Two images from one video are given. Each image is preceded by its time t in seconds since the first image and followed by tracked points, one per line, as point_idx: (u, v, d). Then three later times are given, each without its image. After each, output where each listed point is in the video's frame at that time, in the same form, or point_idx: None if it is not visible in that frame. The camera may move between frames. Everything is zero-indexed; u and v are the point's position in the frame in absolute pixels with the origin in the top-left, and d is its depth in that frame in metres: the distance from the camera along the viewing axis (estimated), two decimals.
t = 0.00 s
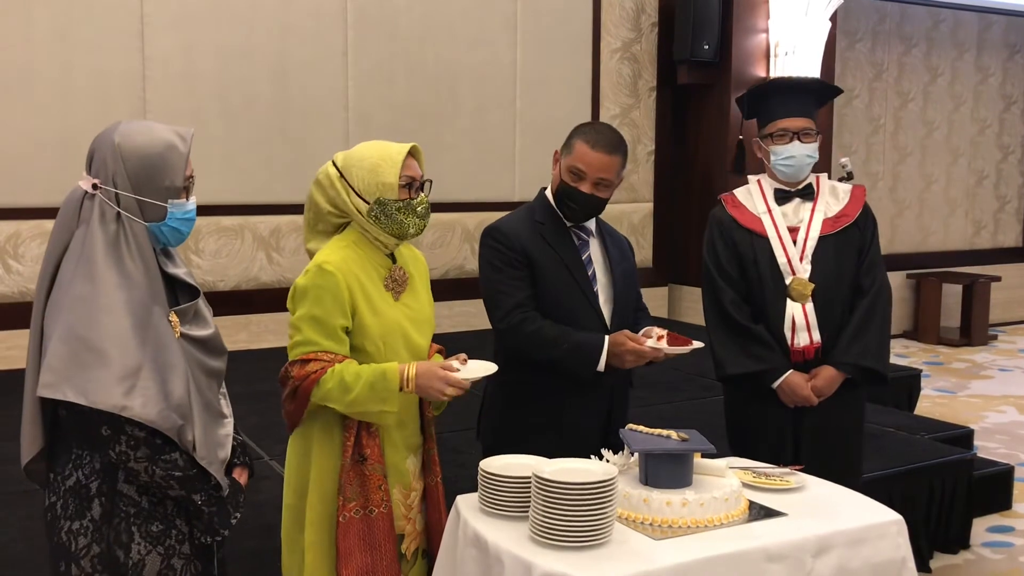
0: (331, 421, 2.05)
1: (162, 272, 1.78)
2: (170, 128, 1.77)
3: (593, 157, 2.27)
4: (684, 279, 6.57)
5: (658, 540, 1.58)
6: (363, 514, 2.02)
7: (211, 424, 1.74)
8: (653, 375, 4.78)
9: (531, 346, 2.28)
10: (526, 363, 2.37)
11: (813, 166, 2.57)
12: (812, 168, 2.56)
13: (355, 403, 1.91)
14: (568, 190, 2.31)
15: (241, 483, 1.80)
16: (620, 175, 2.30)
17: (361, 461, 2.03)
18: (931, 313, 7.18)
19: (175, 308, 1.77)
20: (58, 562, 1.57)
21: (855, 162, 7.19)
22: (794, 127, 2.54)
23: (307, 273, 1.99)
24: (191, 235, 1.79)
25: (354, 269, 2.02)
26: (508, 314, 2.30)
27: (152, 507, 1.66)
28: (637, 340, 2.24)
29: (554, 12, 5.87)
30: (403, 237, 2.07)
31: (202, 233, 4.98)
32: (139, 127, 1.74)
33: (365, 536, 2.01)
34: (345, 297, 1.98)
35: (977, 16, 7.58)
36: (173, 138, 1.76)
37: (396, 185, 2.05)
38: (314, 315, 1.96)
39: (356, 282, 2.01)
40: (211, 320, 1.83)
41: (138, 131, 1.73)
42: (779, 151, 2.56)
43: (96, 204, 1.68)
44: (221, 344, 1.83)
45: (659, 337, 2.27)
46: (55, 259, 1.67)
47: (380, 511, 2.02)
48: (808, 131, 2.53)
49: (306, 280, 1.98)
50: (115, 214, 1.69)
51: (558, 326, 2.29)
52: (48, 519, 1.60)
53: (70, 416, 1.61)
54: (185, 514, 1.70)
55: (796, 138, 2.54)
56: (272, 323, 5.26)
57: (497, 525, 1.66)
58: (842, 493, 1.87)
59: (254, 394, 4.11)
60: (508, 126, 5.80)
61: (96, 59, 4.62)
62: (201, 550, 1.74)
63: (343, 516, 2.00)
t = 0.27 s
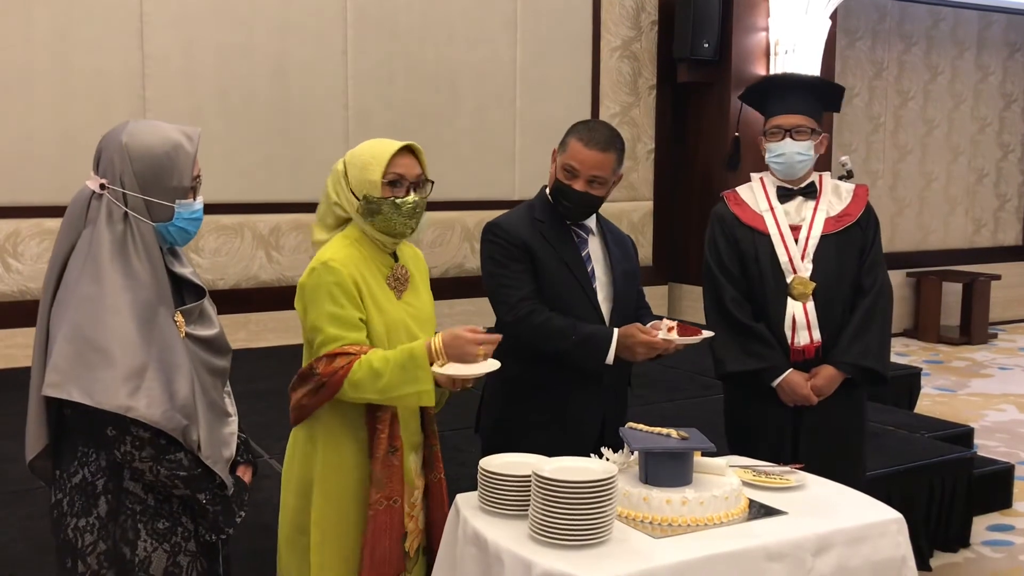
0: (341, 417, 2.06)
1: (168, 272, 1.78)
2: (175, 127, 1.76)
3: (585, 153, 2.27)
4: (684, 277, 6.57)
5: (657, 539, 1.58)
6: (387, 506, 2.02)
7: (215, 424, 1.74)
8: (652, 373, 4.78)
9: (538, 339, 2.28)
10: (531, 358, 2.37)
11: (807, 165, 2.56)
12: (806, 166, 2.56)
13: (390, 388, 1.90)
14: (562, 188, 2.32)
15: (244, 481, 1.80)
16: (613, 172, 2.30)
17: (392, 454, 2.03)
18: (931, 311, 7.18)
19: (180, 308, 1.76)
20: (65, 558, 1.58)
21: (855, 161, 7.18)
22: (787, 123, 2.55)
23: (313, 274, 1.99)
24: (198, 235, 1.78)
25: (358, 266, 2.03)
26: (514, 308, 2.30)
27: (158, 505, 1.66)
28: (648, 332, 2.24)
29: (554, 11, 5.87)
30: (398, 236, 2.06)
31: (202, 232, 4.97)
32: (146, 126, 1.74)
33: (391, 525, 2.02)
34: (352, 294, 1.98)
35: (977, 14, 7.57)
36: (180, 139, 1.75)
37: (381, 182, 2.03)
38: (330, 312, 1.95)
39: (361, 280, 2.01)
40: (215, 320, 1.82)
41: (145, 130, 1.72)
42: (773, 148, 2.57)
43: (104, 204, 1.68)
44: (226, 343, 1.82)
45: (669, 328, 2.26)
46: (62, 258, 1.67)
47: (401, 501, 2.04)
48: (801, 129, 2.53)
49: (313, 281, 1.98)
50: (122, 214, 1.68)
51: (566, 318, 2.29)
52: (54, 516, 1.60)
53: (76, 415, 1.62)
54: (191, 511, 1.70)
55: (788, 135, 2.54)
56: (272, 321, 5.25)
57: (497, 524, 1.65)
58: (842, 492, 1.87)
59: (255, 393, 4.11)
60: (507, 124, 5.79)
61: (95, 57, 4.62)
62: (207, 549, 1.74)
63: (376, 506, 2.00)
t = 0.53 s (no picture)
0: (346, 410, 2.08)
1: (173, 273, 1.77)
2: (181, 130, 1.76)
3: (580, 153, 2.27)
4: (683, 277, 6.57)
5: (656, 539, 1.58)
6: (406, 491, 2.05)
7: (219, 424, 1.73)
8: (651, 373, 4.78)
9: (541, 337, 2.27)
10: (534, 357, 2.37)
11: (801, 165, 2.55)
12: (799, 166, 2.56)
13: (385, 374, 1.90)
14: (559, 188, 2.32)
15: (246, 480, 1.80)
16: (612, 173, 2.30)
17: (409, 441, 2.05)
18: (930, 311, 7.18)
19: (184, 309, 1.75)
20: (75, 556, 1.59)
21: (854, 160, 7.18)
22: (783, 124, 2.57)
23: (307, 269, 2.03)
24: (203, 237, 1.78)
25: (354, 261, 2.05)
26: (517, 307, 2.30)
27: (164, 503, 1.65)
28: (653, 330, 2.24)
29: (554, 10, 5.87)
30: (389, 237, 2.05)
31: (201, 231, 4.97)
32: (152, 129, 1.74)
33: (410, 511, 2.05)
34: (344, 288, 2.00)
35: (976, 14, 7.57)
36: (185, 142, 1.75)
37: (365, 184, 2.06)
38: (324, 304, 1.97)
39: (355, 274, 2.03)
40: (219, 321, 1.80)
41: (151, 133, 1.73)
42: (768, 148, 2.59)
43: (109, 207, 1.67)
44: (229, 345, 1.81)
45: (673, 326, 2.27)
46: (67, 261, 1.67)
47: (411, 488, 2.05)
48: (795, 129, 2.55)
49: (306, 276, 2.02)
50: (127, 217, 1.68)
51: (569, 317, 2.29)
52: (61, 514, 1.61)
53: (80, 415, 1.62)
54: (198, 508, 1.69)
55: (782, 135, 2.57)
56: (271, 321, 5.25)
57: (496, 524, 1.65)
58: (840, 492, 1.86)
59: (254, 392, 4.11)
60: (506, 123, 5.79)
61: (94, 56, 4.61)
62: (214, 547, 1.73)
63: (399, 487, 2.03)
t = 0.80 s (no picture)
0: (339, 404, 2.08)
1: (173, 275, 1.78)
2: (183, 134, 1.75)
3: (582, 155, 2.26)
4: (682, 277, 6.57)
5: (654, 539, 1.58)
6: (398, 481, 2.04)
7: (211, 427, 1.73)
8: (649, 373, 4.78)
9: (539, 339, 2.27)
10: (530, 358, 2.37)
11: (798, 166, 2.56)
12: (796, 167, 2.56)
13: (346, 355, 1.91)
14: (558, 189, 2.32)
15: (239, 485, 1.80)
16: (611, 174, 2.29)
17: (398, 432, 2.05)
18: (928, 311, 7.19)
19: (182, 312, 1.76)
20: (71, 556, 1.58)
21: (853, 161, 7.19)
22: (780, 124, 2.58)
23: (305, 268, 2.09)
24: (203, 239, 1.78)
25: (348, 263, 2.08)
26: (514, 308, 2.30)
27: (155, 505, 1.65)
28: (648, 334, 2.22)
29: (553, 11, 5.87)
30: (384, 242, 2.06)
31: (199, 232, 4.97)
32: (153, 133, 1.74)
33: (408, 503, 2.04)
34: (334, 288, 2.03)
35: (975, 14, 7.58)
36: (186, 145, 1.74)
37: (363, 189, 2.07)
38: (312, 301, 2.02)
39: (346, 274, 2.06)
40: (218, 325, 1.81)
41: (152, 136, 1.72)
42: (766, 149, 2.60)
43: (110, 210, 1.68)
44: (226, 347, 1.82)
45: (669, 330, 2.25)
46: (66, 262, 1.67)
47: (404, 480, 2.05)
48: (792, 129, 2.56)
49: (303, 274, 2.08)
50: (127, 220, 1.68)
51: (566, 318, 2.29)
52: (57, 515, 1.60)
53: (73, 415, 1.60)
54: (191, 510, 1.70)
55: (779, 136, 2.57)
56: (269, 321, 5.24)
57: (493, 524, 1.65)
58: (839, 492, 1.86)
59: (252, 393, 4.10)
60: (505, 124, 5.79)
61: (92, 57, 4.61)
62: (209, 547, 1.72)
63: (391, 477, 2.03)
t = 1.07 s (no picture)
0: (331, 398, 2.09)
1: (172, 281, 1.76)
2: (182, 137, 1.75)
3: (577, 157, 2.27)
4: (681, 277, 6.57)
5: (654, 539, 1.58)
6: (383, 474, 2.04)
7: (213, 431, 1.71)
8: (649, 373, 4.78)
9: (530, 340, 2.28)
10: (525, 358, 2.37)
11: (797, 166, 2.56)
12: (795, 167, 2.56)
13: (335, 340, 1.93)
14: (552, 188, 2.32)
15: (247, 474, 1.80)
16: (607, 175, 2.29)
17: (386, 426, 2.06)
18: (927, 310, 7.19)
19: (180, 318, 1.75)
20: (65, 560, 1.60)
21: (851, 160, 7.19)
22: (779, 124, 2.58)
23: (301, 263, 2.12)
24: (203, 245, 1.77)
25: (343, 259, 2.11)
26: (506, 309, 2.31)
27: (154, 510, 1.64)
28: (638, 336, 2.23)
29: (551, 11, 5.87)
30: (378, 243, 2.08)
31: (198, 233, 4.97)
32: (152, 137, 1.73)
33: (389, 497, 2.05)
34: (328, 282, 2.06)
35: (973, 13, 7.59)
36: (185, 149, 1.73)
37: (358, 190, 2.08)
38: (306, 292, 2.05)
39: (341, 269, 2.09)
40: (218, 332, 1.80)
41: (152, 141, 1.72)
42: (765, 149, 2.60)
43: (108, 215, 1.68)
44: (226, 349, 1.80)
45: (659, 333, 2.26)
46: (64, 267, 1.67)
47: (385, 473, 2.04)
48: (791, 129, 2.56)
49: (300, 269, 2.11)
50: (126, 226, 1.68)
51: (558, 320, 2.30)
52: (52, 518, 1.61)
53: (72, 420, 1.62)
54: (190, 513, 1.69)
55: (778, 136, 2.57)
56: (268, 321, 5.24)
57: (493, 524, 1.65)
58: (838, 491, 1.87)
59: (251, 393, 4.10)
60: (503, 124, 5.79)
61: (90, 58, 4.61)
62: (208, 553, 1.72)
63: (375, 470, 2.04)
